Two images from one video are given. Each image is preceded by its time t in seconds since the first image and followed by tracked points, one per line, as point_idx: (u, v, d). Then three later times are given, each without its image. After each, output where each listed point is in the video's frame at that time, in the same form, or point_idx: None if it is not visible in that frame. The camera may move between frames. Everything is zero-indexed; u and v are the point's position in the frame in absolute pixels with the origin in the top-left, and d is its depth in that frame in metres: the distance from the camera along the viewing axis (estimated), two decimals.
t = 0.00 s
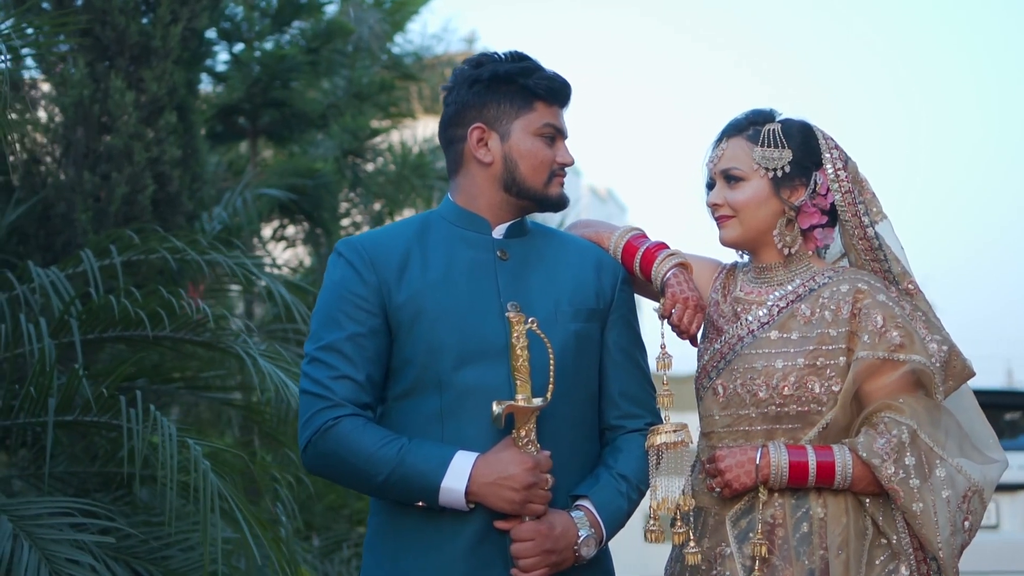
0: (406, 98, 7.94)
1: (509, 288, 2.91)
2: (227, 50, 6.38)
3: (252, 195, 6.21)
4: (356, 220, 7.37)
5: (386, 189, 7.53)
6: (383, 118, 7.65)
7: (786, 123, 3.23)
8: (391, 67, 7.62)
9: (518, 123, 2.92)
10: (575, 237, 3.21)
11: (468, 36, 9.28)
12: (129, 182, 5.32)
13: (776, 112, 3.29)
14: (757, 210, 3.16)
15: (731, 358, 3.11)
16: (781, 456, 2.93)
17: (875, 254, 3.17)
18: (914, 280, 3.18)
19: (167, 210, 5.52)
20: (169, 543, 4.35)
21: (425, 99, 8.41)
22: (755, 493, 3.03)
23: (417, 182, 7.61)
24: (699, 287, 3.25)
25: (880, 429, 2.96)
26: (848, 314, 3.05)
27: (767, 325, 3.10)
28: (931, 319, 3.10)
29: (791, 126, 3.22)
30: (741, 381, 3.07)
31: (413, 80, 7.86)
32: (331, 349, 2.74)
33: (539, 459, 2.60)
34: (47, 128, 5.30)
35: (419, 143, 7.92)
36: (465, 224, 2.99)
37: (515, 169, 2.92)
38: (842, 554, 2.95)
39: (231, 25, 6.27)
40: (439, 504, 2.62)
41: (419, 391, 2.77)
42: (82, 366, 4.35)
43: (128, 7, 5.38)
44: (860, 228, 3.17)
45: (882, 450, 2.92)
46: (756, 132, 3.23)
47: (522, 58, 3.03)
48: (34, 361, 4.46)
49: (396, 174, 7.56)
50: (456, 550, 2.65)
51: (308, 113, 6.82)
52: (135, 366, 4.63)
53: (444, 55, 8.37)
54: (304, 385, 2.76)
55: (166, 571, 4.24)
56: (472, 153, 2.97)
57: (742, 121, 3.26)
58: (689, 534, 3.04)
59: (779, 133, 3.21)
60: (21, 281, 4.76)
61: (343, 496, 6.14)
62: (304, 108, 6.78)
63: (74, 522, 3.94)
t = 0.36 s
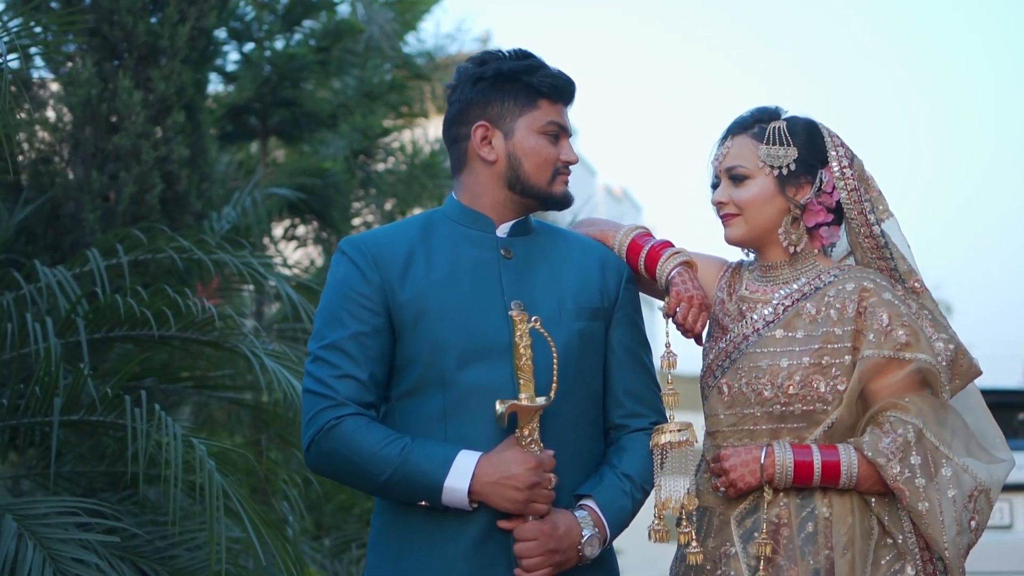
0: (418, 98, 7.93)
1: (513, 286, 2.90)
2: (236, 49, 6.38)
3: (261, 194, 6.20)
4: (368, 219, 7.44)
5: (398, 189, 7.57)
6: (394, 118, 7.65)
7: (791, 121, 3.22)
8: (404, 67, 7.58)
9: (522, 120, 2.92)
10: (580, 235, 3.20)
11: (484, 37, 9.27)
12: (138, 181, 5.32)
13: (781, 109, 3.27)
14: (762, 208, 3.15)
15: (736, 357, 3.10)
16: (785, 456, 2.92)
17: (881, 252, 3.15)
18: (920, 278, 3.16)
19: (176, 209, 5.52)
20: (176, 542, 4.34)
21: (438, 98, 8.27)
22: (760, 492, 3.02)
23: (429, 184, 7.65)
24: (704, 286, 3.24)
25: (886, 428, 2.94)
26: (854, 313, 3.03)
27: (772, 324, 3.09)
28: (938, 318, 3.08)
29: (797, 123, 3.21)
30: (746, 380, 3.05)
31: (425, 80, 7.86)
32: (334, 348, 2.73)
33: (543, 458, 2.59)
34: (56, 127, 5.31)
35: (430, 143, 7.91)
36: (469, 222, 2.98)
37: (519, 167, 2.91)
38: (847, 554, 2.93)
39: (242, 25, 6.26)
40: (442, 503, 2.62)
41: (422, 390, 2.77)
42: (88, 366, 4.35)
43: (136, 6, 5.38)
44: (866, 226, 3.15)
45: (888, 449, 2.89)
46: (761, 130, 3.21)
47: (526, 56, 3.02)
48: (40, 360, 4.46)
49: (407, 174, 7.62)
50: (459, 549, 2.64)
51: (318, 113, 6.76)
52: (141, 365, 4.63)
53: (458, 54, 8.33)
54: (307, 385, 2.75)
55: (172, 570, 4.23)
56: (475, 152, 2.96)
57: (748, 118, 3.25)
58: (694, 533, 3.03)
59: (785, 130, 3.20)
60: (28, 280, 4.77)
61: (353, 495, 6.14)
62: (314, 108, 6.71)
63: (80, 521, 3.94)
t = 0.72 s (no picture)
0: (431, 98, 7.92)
1: (518, 286, 2.89)
2: (248, 49, 6.39)
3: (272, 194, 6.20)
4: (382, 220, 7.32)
5: (410, 188, 7.57)
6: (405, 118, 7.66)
7: (799, 119, 3.20)
8: (416, 67, 7.62)
9: (527, 119, 2.91)
10: (586, 234, 3.19)
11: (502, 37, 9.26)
12: (147, 181, 5.32)
13: (788, 107, 3.25)
14: (768, 207, 3.13)
15: (742, 356, 3.08)
16: (792, 455, 2.90)
17: (889, 251, 3.14)
18: (928, 276, 3.14)
19: (186, 209, 5.53)
20: (185, 542, 4.35)
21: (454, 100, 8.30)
22: (766, 492, 3.00)
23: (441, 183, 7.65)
24: (711, 285, 3.22)
25: (893, 427, 2.92)
26: (861, 312, 3.02)
27: (779, 324, 3.07)
28: (946, 317, 3.07)
29: (804, 121, 3.19)
30: (753, 380, 3.04)
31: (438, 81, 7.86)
32: (339, 348, 2.73)
33: (548, 458, 2.58)
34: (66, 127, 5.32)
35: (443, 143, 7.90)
36: (474, 222, 2.98)
37: (524, 165, 2.90)
38: (854, 554, 2.91)
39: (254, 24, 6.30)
40: (447, 504, 2.61)
41: (427, 390, 2.76)
42: (96, 366, 4.35)
43: (145, 6, 5.38)
44: (873, 224, 3.13)
45: (894, 449, 2.89)
46: (768, 128, 3.19)
47: (531, 54, 3.01)
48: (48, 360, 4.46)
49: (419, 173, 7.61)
50: (464, 550, 2.63)
51: (330, 113, 6.74)
52: (148, 365, 4.63)
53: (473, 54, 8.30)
54: (312, 385, 2.75)
55: (180, 570, 4.24)
56: (481, 150, 2.95)
57: (755, 116, 3.23)
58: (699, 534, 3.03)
59: (792, 129, 3.18)
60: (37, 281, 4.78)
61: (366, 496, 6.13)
62: (326, 107, 6.71)
63: (87, 522, 3.95)
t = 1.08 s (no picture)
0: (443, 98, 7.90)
1: (522, 285, 2.89)
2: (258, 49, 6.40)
3: (282, 194, 6.20)
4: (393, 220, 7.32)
5: (420, 187, 7.52)
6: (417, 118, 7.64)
7: (804, 118, 3.19)
8: (428, 67, 7.70)
9: (531, 118, 2.90)
10: (591, 234, 3.18)
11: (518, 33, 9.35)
12: (156, 182, 5.32)
13: (794, 106, 3.24)
14: (774, 206, 3.12)
15: (748, 356, 3.07)
16: (797, 456, 2.89)
17: (896, 250, 3.12)
18: (935, 275, 3.13)
19: (195, 209, 5.52)
20: (192, 543, 4.34)
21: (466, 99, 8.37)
22: (772, 492, 2.99)
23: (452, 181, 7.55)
24: (716, 284, 3.21)
25: (899, 427, 2.91)
26: (867, 311, 3.00)
27: (784, 323, 3.05)
28: (952, 316, 3.05)
29: (810, 120, 3.18)
30: (758, 379, 3.03)
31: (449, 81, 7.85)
32: (342, 349, 2.72)
33: (551, 459, 2.57)
34: (75, 128, 5.33)
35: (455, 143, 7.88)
36: (479, 221, 2.97)
37: (528, 165, 2.89)
38: (860, 555, 2.90)
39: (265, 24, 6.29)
40: (451, 504, 2.60)
41: (431, 390, 2.76)
42: (103, 367, 4.35)
43: (154, 6, 5.38)
44: (879, 223, 3.12)
45: (901, 449, 2.86)
46: (774, 127, 3.18)
47: (535, 53, 3.00)
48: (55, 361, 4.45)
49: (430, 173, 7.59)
50: (468, 550, 2.63)
51: (340, 112, 6.74)
52: (152, 364, 4.64)
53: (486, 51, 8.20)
54: (316, 385, 2.74)
55: (188, 571, 4.22)
56: (485, 150, 2.95)
57: (760, 115, 3.22)
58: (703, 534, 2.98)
59: (797, 127, 3.16)
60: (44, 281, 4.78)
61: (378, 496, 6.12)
62: (336, 108, 6.70)
63: (93, 523, 3.94)
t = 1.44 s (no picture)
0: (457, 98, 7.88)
1: (526, 285, 2.88)
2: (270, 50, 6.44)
3: (293, 195, 6.19)
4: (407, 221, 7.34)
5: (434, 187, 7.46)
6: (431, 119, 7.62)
7: (811, 116, 3.17)
8: (443, 66, 7.65)
9: (535, 118, 2.89)
10: (596, 233, 3.17)
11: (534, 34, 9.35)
12: (165, 182, 5.33)
13: (800, 105, 3.23)
14: (780, 205, 3.11)
15: (753, 356, 3.06)
16: (803, 456, 2.88)
17: (902, 249, 3.11)
18: (942, 275, 3.11)
19: (205, 210, 5.53)
20: (201, 543, 4.35)
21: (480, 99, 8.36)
22: (778, 493, 2.97)
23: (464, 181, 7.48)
24: (723, 284, 3.19)
25: (906, 427, 2.89)
26: (873, 311, 2.99)
27: (790, 323, 3.04)
28: (959, 316, 3.03)
29: (816, 119, 3.16)
30: (764, 380, 3.01)
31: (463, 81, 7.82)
32: (346, 349, 2.72)
33: (555, 459, 2.56)
34: (86, 129, 5.34)
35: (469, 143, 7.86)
36: (483, 221, 2.96)
37: (533, 164, 2.88)
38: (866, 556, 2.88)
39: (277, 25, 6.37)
40: (454, 505, 2.60)
41: (435, 391, 2.75)
42: (110, 367, 4.36)
43: (163, 7, 5.38)
44: (886, 223, 3.10)
45: (907, 449, 2.85)
46: (779, 126, 3.17)
47: (539, 52, 3.00)
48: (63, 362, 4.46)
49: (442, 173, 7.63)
50: (472, 551, 2.62)
51: (353, 113, 6.77)
52: (158, 364, 4.65)
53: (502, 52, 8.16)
54: (320, 385, 2.74)
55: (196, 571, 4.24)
56: (489, 150, 2.94)
57: (766, 114, 3.21)
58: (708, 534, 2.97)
59: (803, 126, 3.15)
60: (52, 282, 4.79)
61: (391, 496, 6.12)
62: (349, 108, 6.74)
63: (99, 525, 3.94)
